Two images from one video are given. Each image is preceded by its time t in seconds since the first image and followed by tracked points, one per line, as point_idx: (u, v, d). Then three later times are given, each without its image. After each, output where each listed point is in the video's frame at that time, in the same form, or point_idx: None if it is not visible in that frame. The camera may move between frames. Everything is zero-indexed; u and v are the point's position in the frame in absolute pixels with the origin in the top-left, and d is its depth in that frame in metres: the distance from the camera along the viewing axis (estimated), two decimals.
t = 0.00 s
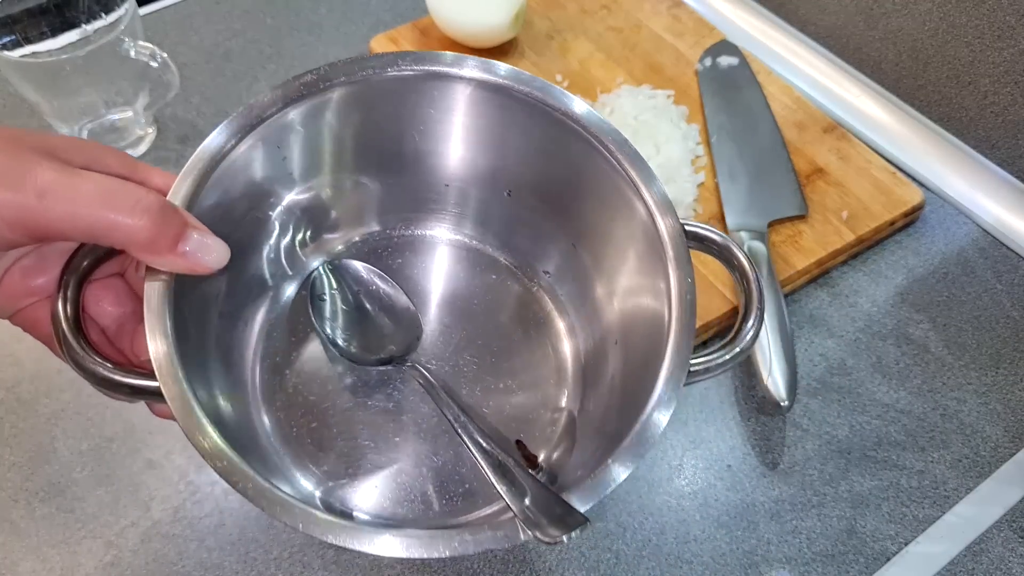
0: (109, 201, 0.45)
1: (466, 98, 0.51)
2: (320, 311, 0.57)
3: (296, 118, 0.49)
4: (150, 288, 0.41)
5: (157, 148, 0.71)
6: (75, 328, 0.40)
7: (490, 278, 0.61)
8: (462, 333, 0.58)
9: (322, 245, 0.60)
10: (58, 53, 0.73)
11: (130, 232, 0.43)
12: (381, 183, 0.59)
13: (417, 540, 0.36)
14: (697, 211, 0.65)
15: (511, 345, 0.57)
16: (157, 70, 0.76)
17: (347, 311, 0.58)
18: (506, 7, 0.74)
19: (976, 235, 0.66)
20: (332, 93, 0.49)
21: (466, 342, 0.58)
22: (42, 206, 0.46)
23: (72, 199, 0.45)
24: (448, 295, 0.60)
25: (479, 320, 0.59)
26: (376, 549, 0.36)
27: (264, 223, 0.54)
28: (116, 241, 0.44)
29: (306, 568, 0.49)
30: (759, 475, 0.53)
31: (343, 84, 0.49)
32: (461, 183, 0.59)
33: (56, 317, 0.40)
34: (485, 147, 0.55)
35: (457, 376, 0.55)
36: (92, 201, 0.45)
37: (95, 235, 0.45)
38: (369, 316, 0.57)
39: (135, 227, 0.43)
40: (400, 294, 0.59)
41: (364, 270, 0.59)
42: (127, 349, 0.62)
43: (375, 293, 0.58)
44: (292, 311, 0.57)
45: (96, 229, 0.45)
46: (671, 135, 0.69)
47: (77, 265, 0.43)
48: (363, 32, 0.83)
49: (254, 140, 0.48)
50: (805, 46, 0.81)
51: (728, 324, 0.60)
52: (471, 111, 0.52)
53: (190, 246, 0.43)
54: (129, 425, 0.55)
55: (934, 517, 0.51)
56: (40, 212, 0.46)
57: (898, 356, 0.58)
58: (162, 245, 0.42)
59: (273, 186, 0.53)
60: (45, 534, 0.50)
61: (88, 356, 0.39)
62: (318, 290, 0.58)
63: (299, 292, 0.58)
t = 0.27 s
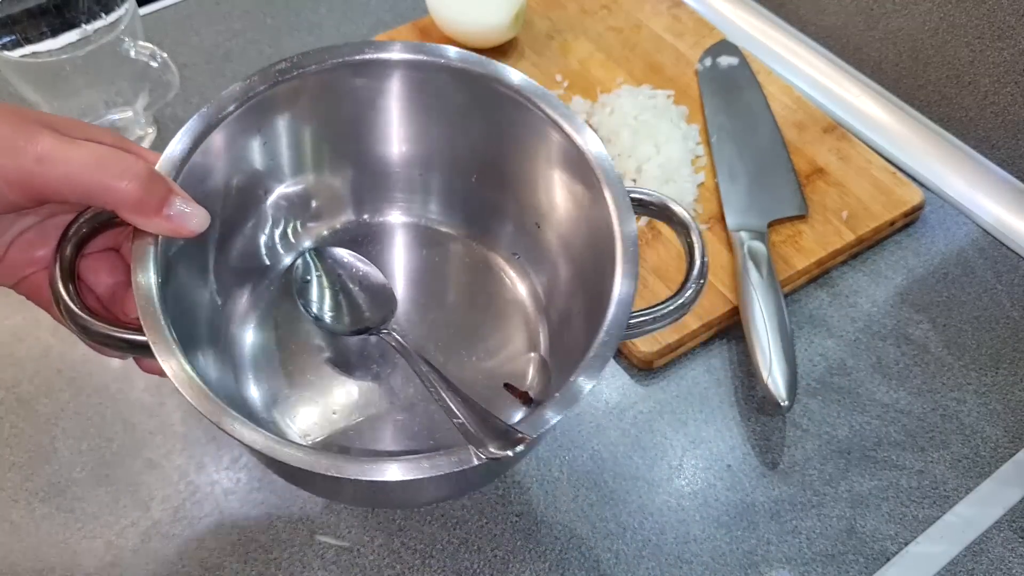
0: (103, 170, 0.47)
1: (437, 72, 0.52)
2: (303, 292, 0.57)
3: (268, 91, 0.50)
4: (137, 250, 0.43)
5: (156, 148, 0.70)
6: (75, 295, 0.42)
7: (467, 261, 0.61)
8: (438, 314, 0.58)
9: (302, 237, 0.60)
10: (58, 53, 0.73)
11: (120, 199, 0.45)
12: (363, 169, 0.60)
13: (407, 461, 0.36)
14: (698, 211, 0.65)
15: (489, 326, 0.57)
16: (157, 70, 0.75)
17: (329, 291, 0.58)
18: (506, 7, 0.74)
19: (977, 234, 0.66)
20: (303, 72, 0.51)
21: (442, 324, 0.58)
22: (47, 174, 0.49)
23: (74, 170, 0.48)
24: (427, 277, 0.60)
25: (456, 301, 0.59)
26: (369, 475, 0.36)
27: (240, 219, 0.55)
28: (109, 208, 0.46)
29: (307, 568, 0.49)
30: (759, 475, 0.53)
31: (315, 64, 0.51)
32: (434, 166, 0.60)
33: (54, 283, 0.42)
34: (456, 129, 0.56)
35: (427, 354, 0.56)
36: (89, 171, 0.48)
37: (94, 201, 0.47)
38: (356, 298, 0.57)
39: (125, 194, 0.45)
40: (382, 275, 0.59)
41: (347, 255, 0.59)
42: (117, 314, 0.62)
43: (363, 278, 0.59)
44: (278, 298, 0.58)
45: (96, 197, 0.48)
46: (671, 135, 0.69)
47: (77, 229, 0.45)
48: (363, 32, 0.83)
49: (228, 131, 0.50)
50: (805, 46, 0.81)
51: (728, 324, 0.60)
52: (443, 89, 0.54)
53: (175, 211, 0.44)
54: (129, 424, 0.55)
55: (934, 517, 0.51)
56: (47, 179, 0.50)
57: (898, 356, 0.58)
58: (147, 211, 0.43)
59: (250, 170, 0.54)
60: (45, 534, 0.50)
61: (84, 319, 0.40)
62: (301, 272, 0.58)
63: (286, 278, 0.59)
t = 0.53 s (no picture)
0: (99, 191, 0.48)
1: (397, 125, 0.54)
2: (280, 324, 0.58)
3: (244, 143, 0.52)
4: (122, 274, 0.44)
5: (158, 148, 0.72)
6: (70, 300, 0.43)
7: (439, 301, 0.62)
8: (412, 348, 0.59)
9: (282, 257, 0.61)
10: (59, 53, 0.73)
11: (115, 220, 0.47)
12: (345, 208, 0.61)
13: (381, 454, 0.38)
14: (697, 212, 0.65)
15: (458, 361, 0.58)
16: (159, 71, 0.76)
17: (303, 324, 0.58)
18: (506, 8, 0.74)
19: (976, 234, 0.66)
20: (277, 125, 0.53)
21: (409, 358, 0.58)
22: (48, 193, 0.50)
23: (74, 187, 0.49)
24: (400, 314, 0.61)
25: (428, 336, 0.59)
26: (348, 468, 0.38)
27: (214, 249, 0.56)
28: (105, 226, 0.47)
29: (307, 567, 0.49)
30: (758, 475, 0.53)
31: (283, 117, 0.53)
32: (404, 211, 0.61)
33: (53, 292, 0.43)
34: (424, 174, 0.58)
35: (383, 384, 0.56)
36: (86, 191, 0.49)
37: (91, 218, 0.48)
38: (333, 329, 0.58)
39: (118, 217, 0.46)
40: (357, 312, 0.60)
41: (329, 293, 0.60)
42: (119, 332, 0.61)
43: (338, 315, 0.59)
44: (253, 327, 0.59)
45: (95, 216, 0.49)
46: (671, 135, 0.70)
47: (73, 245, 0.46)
48: (364, 32, 0.83)
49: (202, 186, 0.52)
50: (805, 47, 0.82)
51: (727, 324, 0.60)
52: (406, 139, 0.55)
53: (164, 236, 0.46)
54: (130, 424, 0.55)
55: (933, 517, 0.51)
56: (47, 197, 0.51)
57: (898, 355, 0.59)
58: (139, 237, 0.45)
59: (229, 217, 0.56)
60: (47, 533, 0.50)
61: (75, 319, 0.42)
62: (280, 304, 0.59)
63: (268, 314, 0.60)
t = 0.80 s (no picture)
0: (127, 186, 0.50)
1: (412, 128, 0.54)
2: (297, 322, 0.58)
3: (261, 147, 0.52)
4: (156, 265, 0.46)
5: (158, 147, 0.72)
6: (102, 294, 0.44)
7: (450, 299, 0.62)
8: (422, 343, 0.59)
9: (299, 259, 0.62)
10: (59, 53, 0.73)
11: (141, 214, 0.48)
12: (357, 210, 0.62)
13: (396, 425, 0.40)
14: (697, 211, 0.65)
15: (465, 356, 0.58)
16: (158, 71, 0.76)
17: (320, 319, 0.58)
18: (506, 7, 0.74)
19: (976, 234, 0.66)
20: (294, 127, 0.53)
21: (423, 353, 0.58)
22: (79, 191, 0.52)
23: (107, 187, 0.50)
24: (411, 310, 0.61)
25: (435, 332, 0.59)
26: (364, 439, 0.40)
27: (232, 254, 0.56)
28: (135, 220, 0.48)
29: (307, 567, 0.49)
30: (758, 475, 0.53)
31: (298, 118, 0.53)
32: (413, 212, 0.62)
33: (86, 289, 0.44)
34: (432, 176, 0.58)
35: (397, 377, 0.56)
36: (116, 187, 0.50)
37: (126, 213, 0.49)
38: (344, 325, 0.58)
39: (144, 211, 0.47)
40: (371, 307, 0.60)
41: (344, 290, 0.61)
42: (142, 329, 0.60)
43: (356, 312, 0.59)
44: (276, 321, 0.59)
45: (124, 214, 0.50)
46: (671, 135, 0.70)
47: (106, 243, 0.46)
48: (363, 32, 0.83)
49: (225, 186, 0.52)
50: (804, 47, 0.82)
51: (728, 324, 0.60)
52: (418, 141, 0.56)
53: (188, 232, 0.46)
54: (130, 424, 0.55)
55: (933, 517, 0.51)
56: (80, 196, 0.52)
57: (897, 355, 0.59)
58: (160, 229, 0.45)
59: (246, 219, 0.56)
60: (47, 533, 0.50)
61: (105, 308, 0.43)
62: (299, 302, 0.59)
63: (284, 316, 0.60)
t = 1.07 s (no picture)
0: (139, 180, 0.50)
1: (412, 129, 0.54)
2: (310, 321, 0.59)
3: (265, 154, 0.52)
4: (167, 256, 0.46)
5: (157, 148, 0.72)
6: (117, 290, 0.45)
7: (461, 297, 0.62)
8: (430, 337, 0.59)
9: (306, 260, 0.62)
10: (59, 53, 0.73)
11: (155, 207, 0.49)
12: (365, 213, 0.62)
13: (404, 402, 0.41)
14: (697, 211, 0.65)
15: (474, 351, 0.58)
16: (159, 71, 0.75)
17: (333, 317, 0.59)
18: (506, 8, 0.74)
19: (976, 234, 0.66)
20: (301, 132, 0.53)
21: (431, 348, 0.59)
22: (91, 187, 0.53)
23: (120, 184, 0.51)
24: (418, 304, 0.62)
25: (442, 326, 0.60)
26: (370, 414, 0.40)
27: (244, 252, 0.57)
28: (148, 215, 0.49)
29: (307, 567, 0.49)
30: (758, 475, 0.53)
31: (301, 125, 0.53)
32: (413, 212, 0.62)
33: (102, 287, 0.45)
34: (432, 176, 0.58)
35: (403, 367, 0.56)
36: (128, 182, 0.51)
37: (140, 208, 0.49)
38: (354, 325, 0.58)
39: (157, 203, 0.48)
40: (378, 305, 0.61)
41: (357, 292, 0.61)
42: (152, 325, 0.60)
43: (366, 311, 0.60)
44: (292, 322, 0.60)
45: (137, 209, 0.51)
46: (671, 135, 0.70)
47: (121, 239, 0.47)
48: (363, 32, 0.83)
49: (235, 193, 0.52)
50: (804, 47, 0.82)
51: (728, 324, 0.60)
52: (421, 143, 0.56)
53: (200, 224, 0.47)
54: (130, 424, 0.55)
55: (933, 517, 0.51)
56: (93, 193, 0.53)
57: (897, 355, 0.59)
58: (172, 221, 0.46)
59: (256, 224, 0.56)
60: (47, 533, 0.50)
61: (123, 302, 0.44)
62: (313, 303, 0.60)
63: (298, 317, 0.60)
